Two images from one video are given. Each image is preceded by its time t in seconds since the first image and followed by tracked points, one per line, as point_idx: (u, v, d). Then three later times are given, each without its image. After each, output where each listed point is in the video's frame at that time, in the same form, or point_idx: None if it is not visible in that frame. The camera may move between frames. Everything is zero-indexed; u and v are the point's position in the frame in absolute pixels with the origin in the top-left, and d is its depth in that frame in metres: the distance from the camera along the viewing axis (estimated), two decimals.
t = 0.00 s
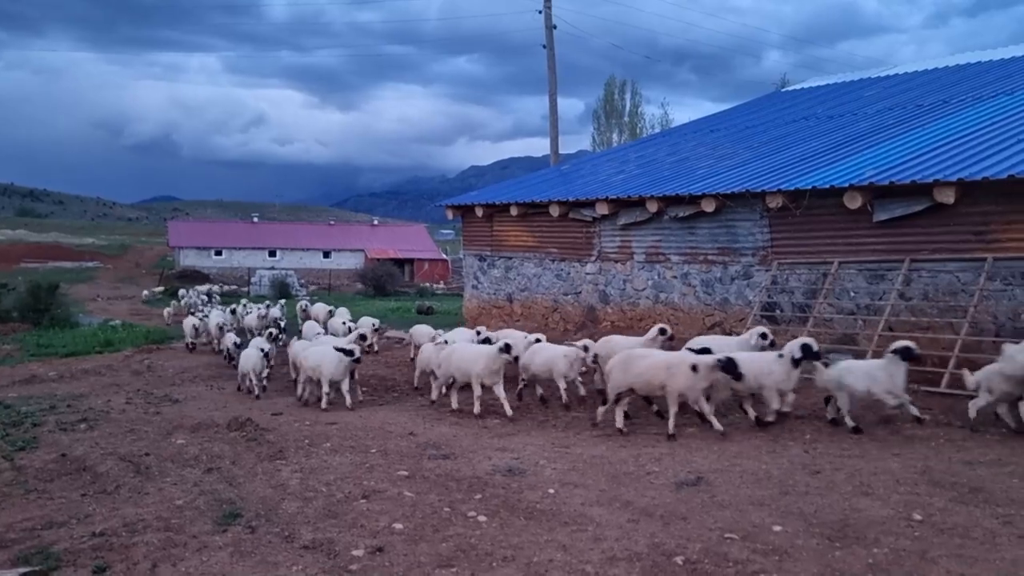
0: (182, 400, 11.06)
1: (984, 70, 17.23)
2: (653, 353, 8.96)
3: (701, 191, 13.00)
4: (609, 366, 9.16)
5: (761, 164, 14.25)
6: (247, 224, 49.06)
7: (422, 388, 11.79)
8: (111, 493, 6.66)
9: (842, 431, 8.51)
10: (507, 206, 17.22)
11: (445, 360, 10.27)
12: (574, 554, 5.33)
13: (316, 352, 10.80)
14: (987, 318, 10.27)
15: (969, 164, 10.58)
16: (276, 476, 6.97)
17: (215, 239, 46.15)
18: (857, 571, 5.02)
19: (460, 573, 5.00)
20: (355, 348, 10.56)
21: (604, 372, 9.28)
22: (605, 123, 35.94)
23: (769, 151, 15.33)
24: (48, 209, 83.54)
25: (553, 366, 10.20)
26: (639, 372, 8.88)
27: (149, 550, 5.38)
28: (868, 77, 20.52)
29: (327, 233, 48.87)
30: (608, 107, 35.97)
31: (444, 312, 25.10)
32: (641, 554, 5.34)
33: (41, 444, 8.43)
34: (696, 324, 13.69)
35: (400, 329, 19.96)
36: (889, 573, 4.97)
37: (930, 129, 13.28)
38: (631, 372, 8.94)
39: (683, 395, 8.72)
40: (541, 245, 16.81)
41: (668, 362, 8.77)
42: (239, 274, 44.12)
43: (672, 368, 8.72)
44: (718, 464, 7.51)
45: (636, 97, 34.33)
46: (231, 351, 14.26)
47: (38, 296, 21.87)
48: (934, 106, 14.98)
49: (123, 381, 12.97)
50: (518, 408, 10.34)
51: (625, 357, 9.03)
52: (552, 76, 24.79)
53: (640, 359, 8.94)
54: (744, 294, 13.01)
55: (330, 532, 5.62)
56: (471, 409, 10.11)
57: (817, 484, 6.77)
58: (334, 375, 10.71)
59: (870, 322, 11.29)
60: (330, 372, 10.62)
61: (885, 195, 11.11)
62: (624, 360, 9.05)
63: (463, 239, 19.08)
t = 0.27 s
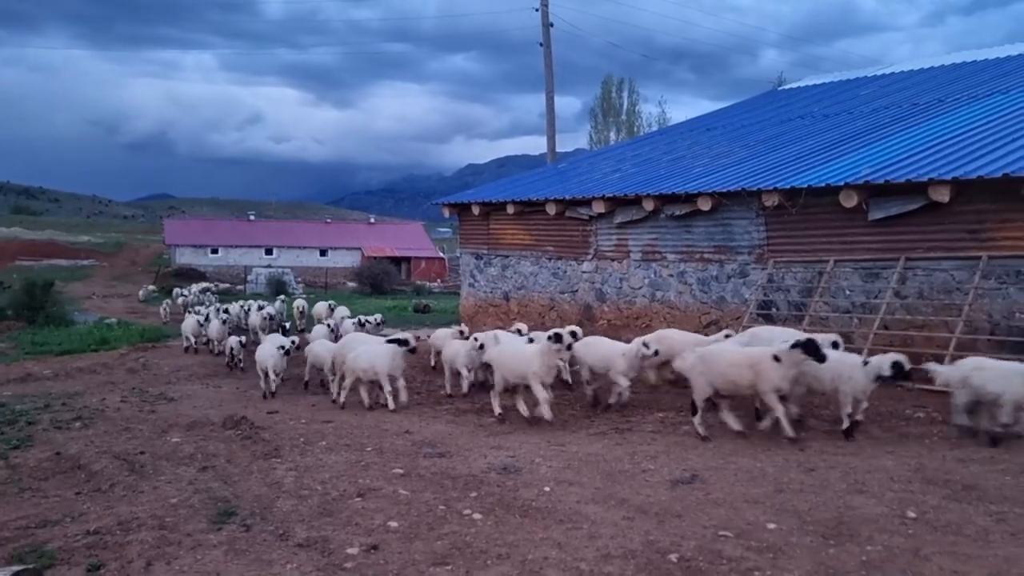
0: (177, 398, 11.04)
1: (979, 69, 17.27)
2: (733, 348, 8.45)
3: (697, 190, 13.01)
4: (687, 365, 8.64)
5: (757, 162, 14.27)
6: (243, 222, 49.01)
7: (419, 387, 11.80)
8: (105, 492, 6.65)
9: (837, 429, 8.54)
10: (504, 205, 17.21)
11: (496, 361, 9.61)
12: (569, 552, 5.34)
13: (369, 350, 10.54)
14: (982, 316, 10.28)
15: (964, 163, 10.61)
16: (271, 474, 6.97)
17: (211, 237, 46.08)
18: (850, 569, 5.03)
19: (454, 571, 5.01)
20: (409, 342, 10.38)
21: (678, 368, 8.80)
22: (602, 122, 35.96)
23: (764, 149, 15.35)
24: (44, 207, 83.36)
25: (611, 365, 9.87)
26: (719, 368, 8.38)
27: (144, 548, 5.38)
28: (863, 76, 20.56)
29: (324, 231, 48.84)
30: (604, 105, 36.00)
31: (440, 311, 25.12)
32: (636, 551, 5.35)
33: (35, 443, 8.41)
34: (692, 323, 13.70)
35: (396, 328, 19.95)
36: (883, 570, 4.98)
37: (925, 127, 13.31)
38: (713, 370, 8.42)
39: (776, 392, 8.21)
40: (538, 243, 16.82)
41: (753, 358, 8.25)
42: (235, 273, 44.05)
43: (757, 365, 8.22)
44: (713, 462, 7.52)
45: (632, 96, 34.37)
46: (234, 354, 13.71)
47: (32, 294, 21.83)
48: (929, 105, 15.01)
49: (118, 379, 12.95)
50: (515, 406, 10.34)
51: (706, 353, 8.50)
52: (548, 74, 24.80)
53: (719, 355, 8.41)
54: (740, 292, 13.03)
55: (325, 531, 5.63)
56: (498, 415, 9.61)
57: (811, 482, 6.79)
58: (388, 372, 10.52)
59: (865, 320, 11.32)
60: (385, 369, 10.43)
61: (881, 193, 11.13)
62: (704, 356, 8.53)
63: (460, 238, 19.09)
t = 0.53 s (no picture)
0: (159, 396, 10.98)
1: (961, 69, 17.41)
2: (820, 348, 8.16)
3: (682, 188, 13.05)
4: (766, 353, 8.45)
5: (742, 161, 14.33)
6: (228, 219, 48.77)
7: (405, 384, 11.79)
8: (85, 490, 6.61)
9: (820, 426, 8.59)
10: (490, 203, 17.20)
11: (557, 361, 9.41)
12: (552, 549, 5.34)
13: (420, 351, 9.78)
14: (963, 314, 10.30)
15: (946, 162, 10.69)
16: (254, 473, 6.94)
17: (195, 234, 45.83)
18: (831, 565, 5.06)
19: (436, 569, 5.00)
20: (465, 341, 9.65)
21: (755, 359, 8.56)
22: (589, 120, 36.01)
23: (749, 148, 15.41)
24: (26, 203, 82.65)
25: (660, 369, 9.54)
26: (799, 367, 8.17)
27: (124, 547, 5.34)
28: (847, 75, 20.68)
29: (310, 228, 48.67)
30: (591, 103, 36.03)
31: (426, 308, 25.11)
32: (619, 548, 5.37)
33: (14, 441, 8.34)
34: (677, 321, 13.73)
35: (381, 325, 19.94)
36: (863, 566, 5.02)
37: (908, 127, 13.40)
38: (792, 367, 8.22)
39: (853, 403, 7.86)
40: (524, 241, 16.82)
41: (837, 363, 7.91)
42: (220, 270, 43.83)
43: (839, 372, 7.86)
44: (696, 460, 7.55)
45: (618, 94, 34.43)
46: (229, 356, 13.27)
47: (13, 291, 21.64)
48: (913, 105, 15.11)
49: (100, 377, 12.88)
50: (500, 404, 10.34)
51: (787, 348, 8.30)
52: (534, 72, 24.80)
53: (804, 352, 8.17)
54: (725, 291, 13.07)
55: (307, 529, 5.61)
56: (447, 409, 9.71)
57: (793, 479, 6.83)
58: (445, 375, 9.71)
59: (848, 318, 11.35)
60: (441, 371, 9.65)
61: (864, 192, 11.20)
62: (786, 350, 8.32)
63: (445, 236, 19.07)
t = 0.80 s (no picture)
0: (145, 393, 10.92)
1: (946, 69, 17.53)
2: (891, 354, 7.63)
3: (669, 186, 13.08)
4: (834, 368, 7.80)
5: (730, 160, 14.38)
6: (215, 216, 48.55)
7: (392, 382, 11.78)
8: (69, 488, 6.57)
9: (806, 423, 8.64)
10: (478, 200, 17.19)
11: (609, 371, 8.66)
12: (538, 546, 5.35)
13: (488, 358, 9.16)
14: (947, 313, 10.34)
15: (931, 162, 10.75)
16: (239, 470, 6.92)
17: (181, 231, 45.61)
18: (815, 561, 5.10)
19: (422, 566, 5.01)
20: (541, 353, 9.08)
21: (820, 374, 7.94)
22: (577, 119, 36.04)
23: (736, 147, 15.47)
24: (10, 199, 82.04)
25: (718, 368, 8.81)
26: (881, 378, 7.57)
27: (108, 545, 5.32)
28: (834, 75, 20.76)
29: (297, 225, 48.51)
30: (580, 102, 36.05)
31: (414, 306, 25.08)
32: (605, 545, 5.38)
33: None
34: (664, 319, 13.75)
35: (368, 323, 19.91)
36: (846, 562, 5.05)
37: (894, 126, 13.48)
38: (872, 377, 7.60)
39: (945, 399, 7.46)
40: (512, 239, 16.82)
41: (923, 364, 7.47)
42: (206, 267, 43.63)
43: (929, 370, 7.45)
44: (682, 457, 7.57)
45: (607, 92, 34.45)
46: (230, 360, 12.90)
47: None
48: (899, 105, 15.19)
49: (84, 374, 12.82)
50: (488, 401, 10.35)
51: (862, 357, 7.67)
52: (523, 70, 24.80)
53: (881, 361, 7.59)
54: (712, 289, 13.11)
55: (293, 526, 5.60)
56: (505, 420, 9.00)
57: (778, 476, 6.86)
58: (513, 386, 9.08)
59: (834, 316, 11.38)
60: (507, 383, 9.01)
61: (850, 191, 11.26)
62: (859, 360, 7.69)
63: (433, 233, 19.04)
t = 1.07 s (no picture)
0: (140, 389, 10.91)
1: (941, 67, 17.57)
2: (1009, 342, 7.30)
3: (666, 182, 13.09)
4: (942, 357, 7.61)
5: (726, 156, 14.39)
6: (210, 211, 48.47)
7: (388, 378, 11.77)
8: (64, 483, 6.56)
9: (800, 419, 8.65)
10: (474, 196, 17.18)
11: (704, 369, 8.15)
12: (533, 541, 5.36)
13: (572, 357, 8.61)
14: (942, 310, 10.38)
15: (927, 159, 10.78)
16: (235, 465, 6.91)
17: (176, 227, 45.54)
18: (809, 555, 5.11)
19: (417, 561, 5.01)
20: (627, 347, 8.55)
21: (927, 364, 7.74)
22: (573, 115, 36.01)
23: (732, 144, 15.49)
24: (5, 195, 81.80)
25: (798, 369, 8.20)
26: (993, 368, 7.28)
27: (102, 539, 5.32)
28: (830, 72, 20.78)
29: (293, 221, 48.45)
30: (576, 98, 36.05)
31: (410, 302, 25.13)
32: (600, 540, 5.39)
33: None
34: (660, 315, 13.77)
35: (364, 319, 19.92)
36: (840, 557, 5.07)
37: (890, 123, 13.51)
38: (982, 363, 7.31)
39: None
40: (508, 235, 16.82)
41: None
42: (202, 263, 43.56)
43: None
44: (678, 453, 7.59)
45: (604, 89, 34.47)
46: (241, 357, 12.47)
47: None
48: (895, 102, 15.21)
49: (79, 369, 12.79)
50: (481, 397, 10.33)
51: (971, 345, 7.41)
52: (519, 67, 24.79)
53: (992, 349, 7.29)
54: (707, 285, 13.13)
55: (288, 521, 5.60)
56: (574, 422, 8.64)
57: (773, 471, 6.88)
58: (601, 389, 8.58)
59: (829, 313, 11.42)
60: (594, 383, 8.52)
61: (846, 187, 11.27)
62: (966, 349, 7.46)
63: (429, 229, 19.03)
